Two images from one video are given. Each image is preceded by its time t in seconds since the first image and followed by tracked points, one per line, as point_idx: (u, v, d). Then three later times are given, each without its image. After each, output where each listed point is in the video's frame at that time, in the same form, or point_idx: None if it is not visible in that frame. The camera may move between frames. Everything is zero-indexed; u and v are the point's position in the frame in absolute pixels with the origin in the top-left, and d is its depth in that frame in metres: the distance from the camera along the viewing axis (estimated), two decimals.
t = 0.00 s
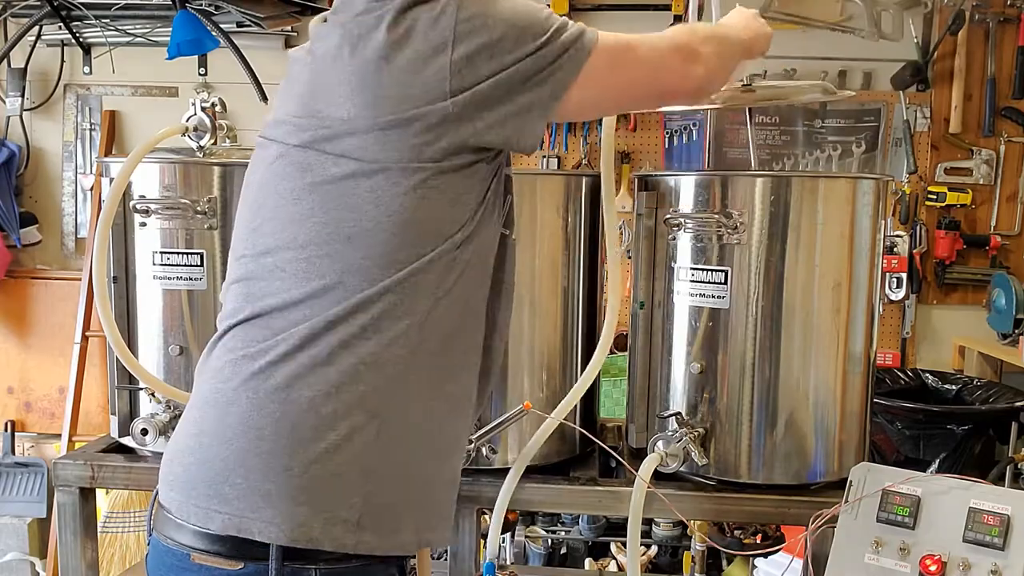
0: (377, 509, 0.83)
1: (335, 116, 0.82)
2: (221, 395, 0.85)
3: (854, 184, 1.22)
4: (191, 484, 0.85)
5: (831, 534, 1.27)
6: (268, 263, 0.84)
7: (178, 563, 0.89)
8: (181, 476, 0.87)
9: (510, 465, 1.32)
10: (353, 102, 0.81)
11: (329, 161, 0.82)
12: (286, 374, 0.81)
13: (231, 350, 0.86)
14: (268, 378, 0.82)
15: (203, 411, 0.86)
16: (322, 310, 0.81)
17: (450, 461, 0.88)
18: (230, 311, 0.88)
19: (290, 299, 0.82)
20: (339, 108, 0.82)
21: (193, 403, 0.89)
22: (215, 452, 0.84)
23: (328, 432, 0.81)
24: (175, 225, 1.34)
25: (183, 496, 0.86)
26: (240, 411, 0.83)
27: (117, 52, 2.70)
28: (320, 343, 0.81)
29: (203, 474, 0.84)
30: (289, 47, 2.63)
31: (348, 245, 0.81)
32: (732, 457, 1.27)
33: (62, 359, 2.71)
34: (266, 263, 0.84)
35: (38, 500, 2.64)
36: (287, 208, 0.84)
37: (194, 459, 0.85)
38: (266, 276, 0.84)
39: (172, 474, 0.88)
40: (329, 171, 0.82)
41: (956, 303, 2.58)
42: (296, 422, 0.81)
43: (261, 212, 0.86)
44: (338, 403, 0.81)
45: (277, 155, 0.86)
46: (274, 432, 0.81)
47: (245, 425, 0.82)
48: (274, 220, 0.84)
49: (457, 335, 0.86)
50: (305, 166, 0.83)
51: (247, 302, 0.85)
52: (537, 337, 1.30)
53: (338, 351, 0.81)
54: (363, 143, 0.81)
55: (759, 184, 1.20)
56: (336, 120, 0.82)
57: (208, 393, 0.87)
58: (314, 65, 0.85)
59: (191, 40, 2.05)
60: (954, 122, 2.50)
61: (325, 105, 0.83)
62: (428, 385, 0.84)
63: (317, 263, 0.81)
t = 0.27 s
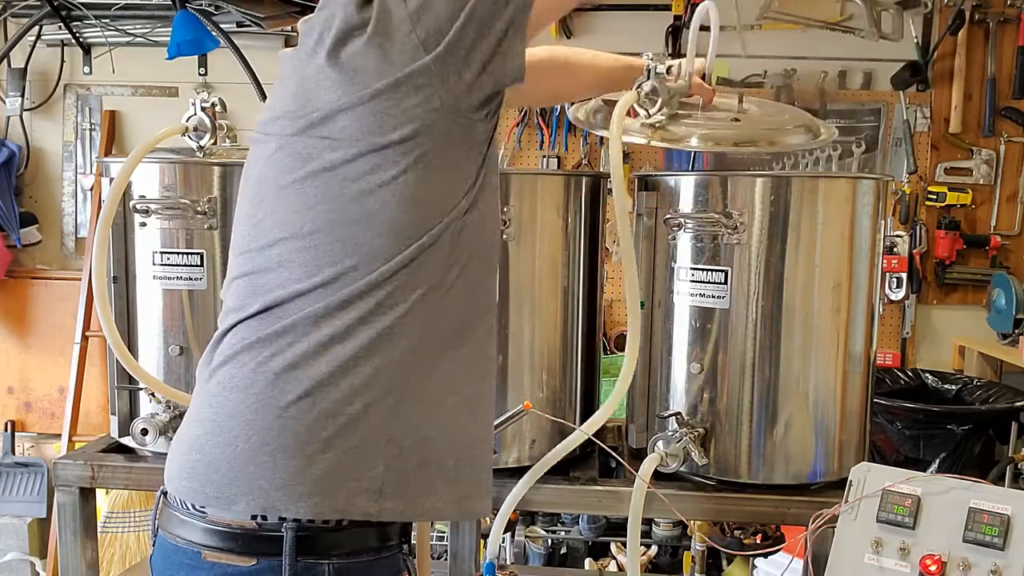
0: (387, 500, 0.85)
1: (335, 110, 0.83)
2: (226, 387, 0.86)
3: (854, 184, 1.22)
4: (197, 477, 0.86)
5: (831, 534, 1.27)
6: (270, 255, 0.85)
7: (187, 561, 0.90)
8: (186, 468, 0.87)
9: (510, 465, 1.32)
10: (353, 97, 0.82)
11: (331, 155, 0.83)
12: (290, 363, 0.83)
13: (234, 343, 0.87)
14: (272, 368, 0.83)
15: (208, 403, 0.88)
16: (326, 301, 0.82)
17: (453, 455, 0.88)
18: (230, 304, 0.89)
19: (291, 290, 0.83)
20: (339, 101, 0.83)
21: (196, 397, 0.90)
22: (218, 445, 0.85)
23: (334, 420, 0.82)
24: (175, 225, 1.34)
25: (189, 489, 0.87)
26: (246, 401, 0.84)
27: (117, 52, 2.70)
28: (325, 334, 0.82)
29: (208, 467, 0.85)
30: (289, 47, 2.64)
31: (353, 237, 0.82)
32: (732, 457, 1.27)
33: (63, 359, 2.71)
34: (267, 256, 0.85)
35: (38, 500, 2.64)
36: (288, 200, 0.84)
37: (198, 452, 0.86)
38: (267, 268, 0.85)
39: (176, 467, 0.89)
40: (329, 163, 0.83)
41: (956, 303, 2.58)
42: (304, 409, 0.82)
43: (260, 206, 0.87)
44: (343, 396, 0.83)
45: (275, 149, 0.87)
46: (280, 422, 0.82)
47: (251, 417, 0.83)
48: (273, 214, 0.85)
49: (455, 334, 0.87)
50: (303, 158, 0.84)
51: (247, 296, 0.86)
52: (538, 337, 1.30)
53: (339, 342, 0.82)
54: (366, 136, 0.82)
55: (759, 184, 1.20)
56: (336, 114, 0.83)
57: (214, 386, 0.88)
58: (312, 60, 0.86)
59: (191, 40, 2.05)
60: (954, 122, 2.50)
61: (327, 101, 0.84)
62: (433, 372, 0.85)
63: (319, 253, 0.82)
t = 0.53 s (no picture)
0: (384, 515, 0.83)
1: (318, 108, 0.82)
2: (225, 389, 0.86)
3: (854, 184, 1.22)
4: (202, 481, 0.86)
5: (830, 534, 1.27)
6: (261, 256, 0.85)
7: (201, 564, 0.89)
8: (191, 471, 0.88)
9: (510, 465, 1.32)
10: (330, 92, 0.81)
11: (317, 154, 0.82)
12: (285, 361, 0.83)
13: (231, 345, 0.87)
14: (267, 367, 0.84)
15: (209, 406, 0.88)
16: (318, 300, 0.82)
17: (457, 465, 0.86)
18: (224, 307, 0.89)
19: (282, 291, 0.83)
20: (320, 101, 0.82)
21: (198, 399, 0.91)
22: (221, 447, 0.85)
23: (333, 423, 0.82)
24: (175, 225, 1.34)
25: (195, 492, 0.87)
26: (243, 403, 0.84)
27: (117, 52, 2.70)
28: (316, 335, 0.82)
29: (211, 470, 0.86)
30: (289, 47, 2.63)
31: (342, 239, 0.81)
32: (732, 457, 1.27)
33: (63, 358, 2.71)
34: (257, 258, 0.85)
35: (38, 500, 2.64)
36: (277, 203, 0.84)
37: (202, 455, 0.87)
38: (258, 271, 0.85)
39: (183, 471, 0.90)
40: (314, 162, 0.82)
41: (956, 303, 2.58)
42: (295, 410, 0.82)
43: (250, 208, 0.87)
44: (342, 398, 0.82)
45: (265, 152, 0.86)
46: (277, 422, 0.82)
47: (247, 418, 0.83)
48: (263, 215, 0.85)
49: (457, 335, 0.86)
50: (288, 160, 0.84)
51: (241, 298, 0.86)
52: (537, 337, 1.30)
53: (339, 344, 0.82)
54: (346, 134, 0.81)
55: (759, 184, 1.20)
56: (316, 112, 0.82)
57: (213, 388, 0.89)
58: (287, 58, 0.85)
59: (191, 40, 2.05)
60: (954, 122, 2.50)
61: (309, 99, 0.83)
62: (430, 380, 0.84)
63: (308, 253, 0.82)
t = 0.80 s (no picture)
0: (385, 539, 0.74)
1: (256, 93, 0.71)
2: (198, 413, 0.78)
3: (854, 185, 1.22)
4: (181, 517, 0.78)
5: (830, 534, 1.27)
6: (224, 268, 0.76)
7: None
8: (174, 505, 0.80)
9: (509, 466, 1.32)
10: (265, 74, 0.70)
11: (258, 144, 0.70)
12: (240, 383, 0.72)
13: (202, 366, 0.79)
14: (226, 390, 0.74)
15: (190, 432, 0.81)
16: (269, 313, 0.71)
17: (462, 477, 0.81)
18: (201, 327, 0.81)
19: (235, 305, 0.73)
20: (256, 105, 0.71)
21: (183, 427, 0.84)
22: (191, 479, 0.77)
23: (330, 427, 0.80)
24: (175, 225, 1.34)
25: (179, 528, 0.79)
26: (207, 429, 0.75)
27: (117, 52, 2.70)
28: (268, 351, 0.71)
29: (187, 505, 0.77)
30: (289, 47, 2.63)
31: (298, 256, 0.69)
32: (732, 456, 1.27)
33: (63, 358, 2.71)
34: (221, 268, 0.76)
35: (38, 500, 2.64)
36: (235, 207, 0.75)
37: (179, 489, 0.79)
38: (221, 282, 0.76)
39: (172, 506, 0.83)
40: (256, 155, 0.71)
41: (956, 303, 2.58)
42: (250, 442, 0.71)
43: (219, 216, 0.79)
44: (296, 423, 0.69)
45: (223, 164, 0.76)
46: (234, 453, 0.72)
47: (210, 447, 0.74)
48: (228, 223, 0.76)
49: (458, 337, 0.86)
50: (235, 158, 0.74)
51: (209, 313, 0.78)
52: (538, 336, 1.30)
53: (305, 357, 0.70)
54: (278, 125, 0.68)
55: (759, 184, 1.20)
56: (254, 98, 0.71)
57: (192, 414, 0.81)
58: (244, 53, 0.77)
59: (191, 40, 2.05)
60: (954, 122, 2.50)
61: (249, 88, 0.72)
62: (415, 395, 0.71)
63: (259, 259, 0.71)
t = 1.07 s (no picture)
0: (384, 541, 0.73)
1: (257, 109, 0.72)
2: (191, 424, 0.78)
3: (855, 184, 1.22)
4: (170, 530, 0.77)
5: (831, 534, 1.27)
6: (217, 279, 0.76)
7: None
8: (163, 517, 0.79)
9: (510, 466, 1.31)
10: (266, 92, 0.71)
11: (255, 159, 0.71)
12: (233, 396, 0.72)
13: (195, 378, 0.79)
14: (218, 403, 0.73)
15: (181, 442, 0.80)
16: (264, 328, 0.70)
17: (463, 478, 0.80)
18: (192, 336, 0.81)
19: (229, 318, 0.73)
20: (244, 111, 0.72)
21: (174, 436, 0.83)
22: (181, 492, 0.76)
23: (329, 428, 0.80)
24: (175, 225, 1.34)
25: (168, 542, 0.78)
26: (199, 441, 0.75)
27: (117, 52, 2.69)
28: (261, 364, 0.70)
29: (175, 518, 0.76)
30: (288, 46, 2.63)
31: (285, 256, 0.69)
32: (732, 457, 1.27)
33: (62, 358, 2.71)
34: (215, 280, 0.76)
35: (38, 500, 2.64)
36: (225, 219, 0.74)
37: (168, 501, 0.78)
38: (214, 294, 0.76)
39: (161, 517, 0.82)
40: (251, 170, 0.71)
41: (956, 303, 2.58)
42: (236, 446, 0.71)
43: (208, 226, 0.78)
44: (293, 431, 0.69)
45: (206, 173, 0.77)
46: (225, 466, 0.71)
47: (201, 460, 0.73)
48: (218, 233, 0.76)
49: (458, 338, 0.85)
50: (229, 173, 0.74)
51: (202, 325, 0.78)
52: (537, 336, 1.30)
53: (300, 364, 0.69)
54: (269, 128, 0.69)
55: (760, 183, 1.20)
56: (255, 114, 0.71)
57: (184, 425, 0.80)
58: (233, 59, 0.77)
59: (190, 39, 2.04)
60: (954, 122, 2.49)
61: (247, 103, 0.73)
62: (411, 396, 0.70)
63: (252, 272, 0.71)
